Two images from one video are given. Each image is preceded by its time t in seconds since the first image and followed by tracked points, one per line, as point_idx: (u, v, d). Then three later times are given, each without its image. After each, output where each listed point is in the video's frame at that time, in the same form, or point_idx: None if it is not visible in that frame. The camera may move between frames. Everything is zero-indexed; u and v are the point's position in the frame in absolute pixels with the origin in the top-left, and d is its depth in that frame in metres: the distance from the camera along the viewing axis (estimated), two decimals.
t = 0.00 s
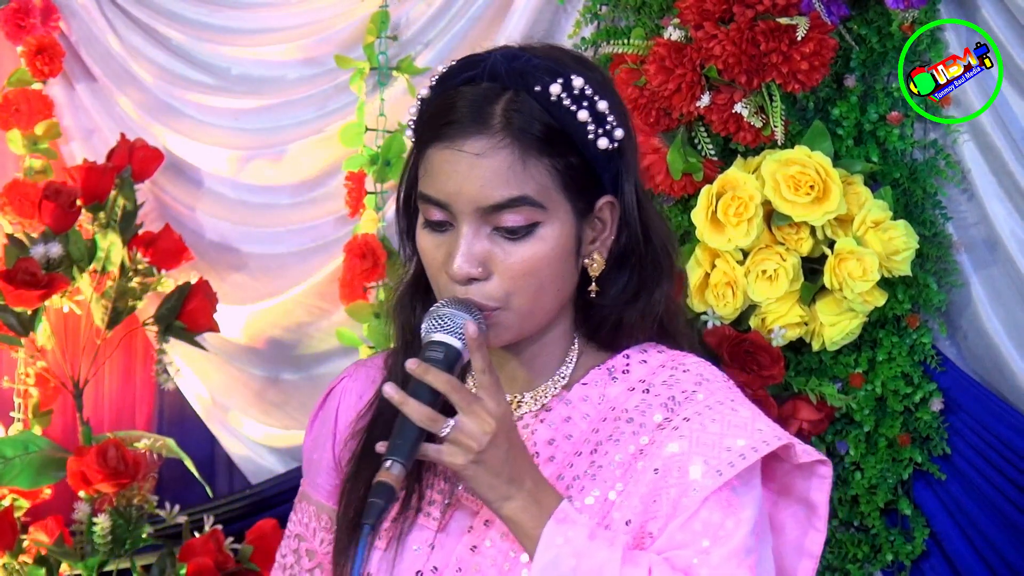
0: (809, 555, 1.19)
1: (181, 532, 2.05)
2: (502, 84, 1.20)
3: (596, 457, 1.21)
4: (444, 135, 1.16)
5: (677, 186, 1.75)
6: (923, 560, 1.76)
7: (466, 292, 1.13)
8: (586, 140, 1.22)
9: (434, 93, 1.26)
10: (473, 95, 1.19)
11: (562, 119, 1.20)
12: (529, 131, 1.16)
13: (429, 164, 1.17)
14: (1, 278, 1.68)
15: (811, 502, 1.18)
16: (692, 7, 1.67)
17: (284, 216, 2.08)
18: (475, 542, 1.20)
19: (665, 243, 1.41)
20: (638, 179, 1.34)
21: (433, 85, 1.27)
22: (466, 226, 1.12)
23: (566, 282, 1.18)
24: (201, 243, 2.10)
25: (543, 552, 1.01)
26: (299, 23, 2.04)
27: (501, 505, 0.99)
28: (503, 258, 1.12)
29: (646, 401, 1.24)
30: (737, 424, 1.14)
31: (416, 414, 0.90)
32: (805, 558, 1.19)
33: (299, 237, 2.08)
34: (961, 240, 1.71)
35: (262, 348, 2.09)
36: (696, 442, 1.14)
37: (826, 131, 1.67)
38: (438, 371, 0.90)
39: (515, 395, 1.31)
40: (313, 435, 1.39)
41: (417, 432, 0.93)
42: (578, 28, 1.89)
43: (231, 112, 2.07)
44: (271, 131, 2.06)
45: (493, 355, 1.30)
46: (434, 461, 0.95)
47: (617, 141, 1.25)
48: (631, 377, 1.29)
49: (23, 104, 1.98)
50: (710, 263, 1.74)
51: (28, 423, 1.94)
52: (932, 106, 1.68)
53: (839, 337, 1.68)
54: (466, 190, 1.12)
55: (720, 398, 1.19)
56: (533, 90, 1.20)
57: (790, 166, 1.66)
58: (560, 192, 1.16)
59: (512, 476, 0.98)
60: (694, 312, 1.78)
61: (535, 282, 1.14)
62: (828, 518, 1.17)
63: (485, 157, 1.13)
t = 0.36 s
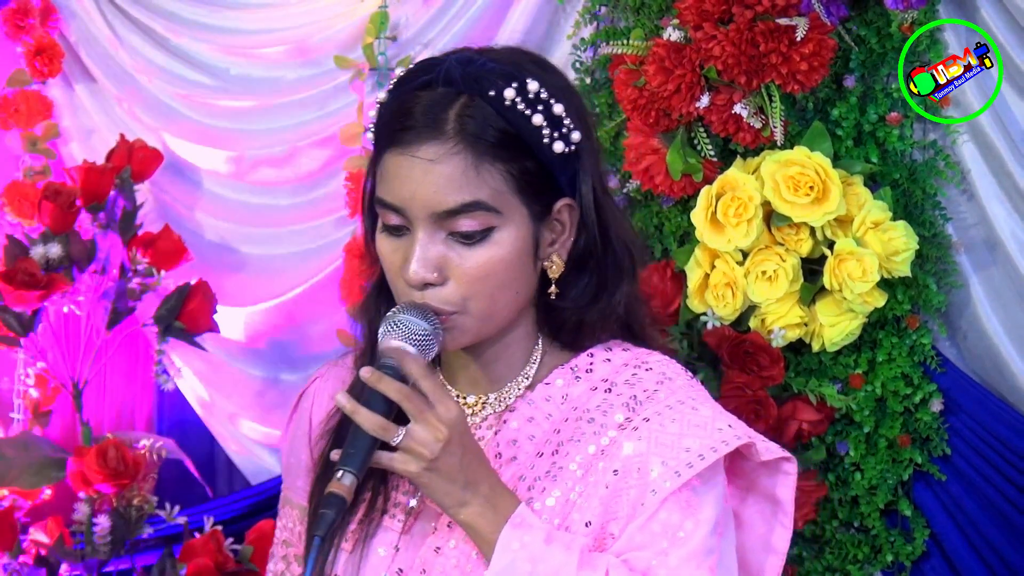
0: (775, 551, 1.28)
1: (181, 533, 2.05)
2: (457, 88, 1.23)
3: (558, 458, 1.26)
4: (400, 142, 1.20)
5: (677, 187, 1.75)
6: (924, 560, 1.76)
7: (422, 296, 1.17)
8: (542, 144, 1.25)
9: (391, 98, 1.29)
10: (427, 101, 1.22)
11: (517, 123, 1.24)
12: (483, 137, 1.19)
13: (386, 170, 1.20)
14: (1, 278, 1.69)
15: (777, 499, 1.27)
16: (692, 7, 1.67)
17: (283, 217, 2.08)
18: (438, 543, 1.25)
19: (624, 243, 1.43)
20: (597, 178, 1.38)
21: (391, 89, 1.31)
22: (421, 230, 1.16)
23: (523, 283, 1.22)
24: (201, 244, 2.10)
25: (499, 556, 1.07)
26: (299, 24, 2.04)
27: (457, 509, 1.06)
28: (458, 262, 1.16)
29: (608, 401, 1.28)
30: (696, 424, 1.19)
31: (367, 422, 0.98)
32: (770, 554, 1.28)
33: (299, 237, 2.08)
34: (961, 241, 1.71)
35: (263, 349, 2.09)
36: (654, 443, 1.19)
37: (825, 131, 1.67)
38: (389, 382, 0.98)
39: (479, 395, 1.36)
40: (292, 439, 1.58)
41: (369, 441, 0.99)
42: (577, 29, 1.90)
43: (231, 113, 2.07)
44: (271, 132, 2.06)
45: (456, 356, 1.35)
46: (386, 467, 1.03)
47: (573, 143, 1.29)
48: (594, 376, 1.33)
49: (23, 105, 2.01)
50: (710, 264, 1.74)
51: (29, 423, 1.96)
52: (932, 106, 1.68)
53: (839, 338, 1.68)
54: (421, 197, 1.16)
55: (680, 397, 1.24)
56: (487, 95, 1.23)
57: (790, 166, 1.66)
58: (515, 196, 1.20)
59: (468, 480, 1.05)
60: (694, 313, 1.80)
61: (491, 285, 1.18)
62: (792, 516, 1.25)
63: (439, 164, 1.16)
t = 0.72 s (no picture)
0: (741, 544, 1.32)
1: (181, 534, 2.05)
2: (442, 98, 1.25)
3: (529, 467, 1.31)
4: (380, 147, 1.20)
5: (677, 188, 1.75)
6: (923, 561, 1.76)
7: (392, 302, 1.17)
8: (523, 160, 1.27)
9: (372, 101, 1.29)
10: (412, 107, 1.23)
11: (500, 136, 1.25)
12: (467, 148, 1.21)
13: (364, 173, 1.21)
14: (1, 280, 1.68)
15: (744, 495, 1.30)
16: (692, 9, 1.67)
17: (283, 218, 2.09)
18: (413, 555, 1.29)
19: (591, 261, 1.50)
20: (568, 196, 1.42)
21: (372, 92, 1.32)
22: (397, 236, 1.17)
23: (492, 296, 1.23)
24: (200, 245, 2.09)
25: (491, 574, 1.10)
26: (298, 24, 2.05)
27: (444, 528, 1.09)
28: (432, 271, 1.17)
29: (577, 407, 1.34)
30: (668, 429, 1.24)
31: (356, 453, 0.97)
32: (736, 547, 1.32)
33: (299, 239, 2.09)
34: (961, 242, 1.71)
35: (263, 350, 2.10)
36: (629, 450, 1.24)
37: (826, 133, 1.67)
38: (372, 410, 0.98)
39: (446, 405, 1.39)
40: (247, 450, 1.60)
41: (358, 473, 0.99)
42: (577, 30, 1.90)
43: (232, 114, 2.07)
44: (270, 133, 2.07)
45: (424, 366, 1.39)
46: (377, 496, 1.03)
47: (552, 160, 1.32)
48: (559, 382, 1.41)
49: (23, 105, 1.99)
50: (710, 265, 1.74)
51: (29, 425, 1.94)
52: (933, 107, 1.68)
53: (838, 339, 1.68)
54: (400, 203, 1.16)
55: (649, 402, 1.30)
56: (473, 106, 1.24)
57: (790, 167, 1.66)
58: (492, 211, 1.22)
59: (453, 502, 1.07)
60: (694, 314, 1.80)
61: (463, 296, 1.19)
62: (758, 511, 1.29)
63: (421, 172, 1.17)
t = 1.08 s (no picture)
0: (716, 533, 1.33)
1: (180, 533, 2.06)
2: (458, 104, 1.24)
3: (519, 454, 1.31)
4: (396, 151, 1.18)
5: (676, 187, 1.75)
6: (922, 561, 1.76)
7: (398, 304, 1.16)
8: (534, 165, 1.28)
9: (382, 102, 1.26)
10: (428, 113, 1.21)
11: (513, 143, 1.25)
12: (483, 156, 1.20)
13: (377, 176, 1.18)
14: None
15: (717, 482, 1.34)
16: (691, 9, 1.67)
17: (282, 219, 2.09)
18: (399, 543, 1.27)
19: (587, 267, 1.50)
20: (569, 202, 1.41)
21: (380, 90, 1.28)
22: (409, 241, 1.15)
23: (494, 297, 1.25)
24: (198, 245, 2.10)
25: (520, 547, 1.09)
26: (296, 24, 2.04)
27: (469, 507, 1.05)
28: (442, 275, 1.16)
29: (560, 394, 1.36)
30: (655, 406, 1.29)
31: (387, 427, 0.88)
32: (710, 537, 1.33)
33: (296, 238, 2.09)
34: (959, 242, 1.71)
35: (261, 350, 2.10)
36: (620, 429, 1.27)
37: (824, 133, 1.67)
38: (398, 384, 0.90)
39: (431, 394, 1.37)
40: (207, 427, 1.42)
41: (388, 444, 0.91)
42: (576, 30, 1.90)
43: (231, 114, 2.07)
44: (269, 133, 2.07)
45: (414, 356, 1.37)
46: (406, 471, 0.97)
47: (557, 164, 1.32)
48: (538, 370, 1.41)
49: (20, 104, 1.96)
50: (709, 264, 1.74)
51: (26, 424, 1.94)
52: (932, 107, 1.68)
53: (837, 339, 1.68)
54: (416, 209, 1.14)
55: (633, 384, 1.34)
56: (489, 113, 1.24)
57: (788, 167, 1.65)
58: (502, 218, 1.22)
59: (480, 475, 1.03)
60: (693, 313, 1.79)
61: (470, 299, 1.20)
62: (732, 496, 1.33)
63: (441, 180, 1.16)
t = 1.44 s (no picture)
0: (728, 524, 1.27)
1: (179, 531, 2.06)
2: (451, 99, 1.21)
3: (536, 443, 1.27)
4: (393, 153, 1.15)
5: (675, 186, 1.75)
6: (920, 560, 1.76)
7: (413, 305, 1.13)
8: (532, 152, 1.25)
9: (374, 106, 1.23)
10: (422, 111, 1.18)
11: (509, 132, 1.23)
12: (482, 148, 1.17)
13: (378, 180, 1.15)
14: None
15: (729, 470, 1.28)
16: (691, 7, 1.67)
17: (281, 217, 2.09)
18: (417, 534, 1.22)
19: (591, 247, 1.45)
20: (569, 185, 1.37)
21: (370, 94, 1.25)
22: (418, 241, 1.12)
23: (506, 290, 1.22)
24: (198, 243, 2.10)
25: (539, 547, 1.06)
26: (296, 23, 2.04)
27: (488, 504, 1.02)
28: (453, 271, 1.14)
29: (576, 384, 1.32)
30: (675, 396, 1.25)
31: (403, 425, 0.89)
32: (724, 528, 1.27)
33: (297, 237, 2.10)
34: (959, 240, 1.71)
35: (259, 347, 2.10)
36: (642, 421, 1.22)
37: (824, 131, 1.67)
38: (413, 382, 0.91)
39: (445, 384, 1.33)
40: (222, 428, 1.41)
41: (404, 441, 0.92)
42: (576, 28, 1.90)
43: (232, 113, 2.07)
44: (270, 131, 2.07)
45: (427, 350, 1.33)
46: (424, 470, 0.96)
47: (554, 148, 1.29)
48: (553, 360, 1.37)
49: (19, 104, 1.94)
50: (708, 263, 1.74)
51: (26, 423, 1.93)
52: (932, 106, 1.68)
53: (837, 337, 1.68)
54: (421, 208, 1.12)
55: (650, 374, 1.30)
56: (482, 106, 1.21)
57: (788, 166, 1.66)
58: (508, 207, 1.19)
59: (498, 474, 1.01)
60: (693, 312, 1.79)
61: (484, 294, 1.17)
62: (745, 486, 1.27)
63: (442, 177, 1.13)
